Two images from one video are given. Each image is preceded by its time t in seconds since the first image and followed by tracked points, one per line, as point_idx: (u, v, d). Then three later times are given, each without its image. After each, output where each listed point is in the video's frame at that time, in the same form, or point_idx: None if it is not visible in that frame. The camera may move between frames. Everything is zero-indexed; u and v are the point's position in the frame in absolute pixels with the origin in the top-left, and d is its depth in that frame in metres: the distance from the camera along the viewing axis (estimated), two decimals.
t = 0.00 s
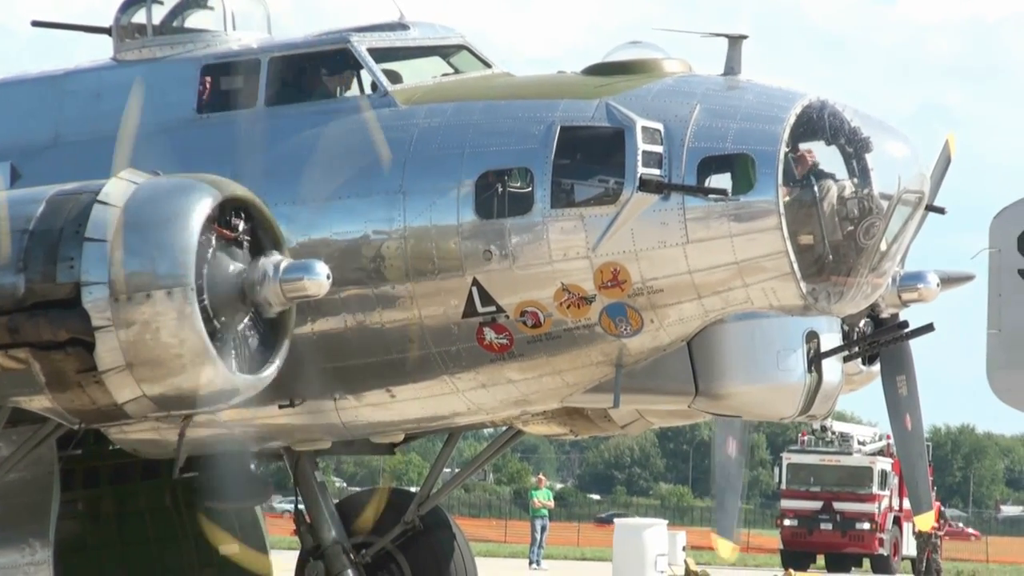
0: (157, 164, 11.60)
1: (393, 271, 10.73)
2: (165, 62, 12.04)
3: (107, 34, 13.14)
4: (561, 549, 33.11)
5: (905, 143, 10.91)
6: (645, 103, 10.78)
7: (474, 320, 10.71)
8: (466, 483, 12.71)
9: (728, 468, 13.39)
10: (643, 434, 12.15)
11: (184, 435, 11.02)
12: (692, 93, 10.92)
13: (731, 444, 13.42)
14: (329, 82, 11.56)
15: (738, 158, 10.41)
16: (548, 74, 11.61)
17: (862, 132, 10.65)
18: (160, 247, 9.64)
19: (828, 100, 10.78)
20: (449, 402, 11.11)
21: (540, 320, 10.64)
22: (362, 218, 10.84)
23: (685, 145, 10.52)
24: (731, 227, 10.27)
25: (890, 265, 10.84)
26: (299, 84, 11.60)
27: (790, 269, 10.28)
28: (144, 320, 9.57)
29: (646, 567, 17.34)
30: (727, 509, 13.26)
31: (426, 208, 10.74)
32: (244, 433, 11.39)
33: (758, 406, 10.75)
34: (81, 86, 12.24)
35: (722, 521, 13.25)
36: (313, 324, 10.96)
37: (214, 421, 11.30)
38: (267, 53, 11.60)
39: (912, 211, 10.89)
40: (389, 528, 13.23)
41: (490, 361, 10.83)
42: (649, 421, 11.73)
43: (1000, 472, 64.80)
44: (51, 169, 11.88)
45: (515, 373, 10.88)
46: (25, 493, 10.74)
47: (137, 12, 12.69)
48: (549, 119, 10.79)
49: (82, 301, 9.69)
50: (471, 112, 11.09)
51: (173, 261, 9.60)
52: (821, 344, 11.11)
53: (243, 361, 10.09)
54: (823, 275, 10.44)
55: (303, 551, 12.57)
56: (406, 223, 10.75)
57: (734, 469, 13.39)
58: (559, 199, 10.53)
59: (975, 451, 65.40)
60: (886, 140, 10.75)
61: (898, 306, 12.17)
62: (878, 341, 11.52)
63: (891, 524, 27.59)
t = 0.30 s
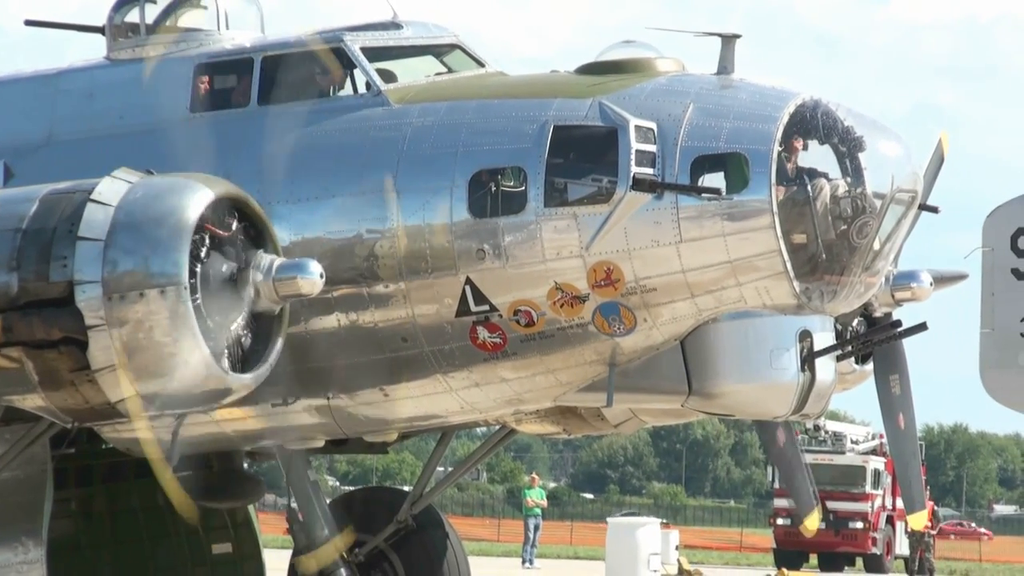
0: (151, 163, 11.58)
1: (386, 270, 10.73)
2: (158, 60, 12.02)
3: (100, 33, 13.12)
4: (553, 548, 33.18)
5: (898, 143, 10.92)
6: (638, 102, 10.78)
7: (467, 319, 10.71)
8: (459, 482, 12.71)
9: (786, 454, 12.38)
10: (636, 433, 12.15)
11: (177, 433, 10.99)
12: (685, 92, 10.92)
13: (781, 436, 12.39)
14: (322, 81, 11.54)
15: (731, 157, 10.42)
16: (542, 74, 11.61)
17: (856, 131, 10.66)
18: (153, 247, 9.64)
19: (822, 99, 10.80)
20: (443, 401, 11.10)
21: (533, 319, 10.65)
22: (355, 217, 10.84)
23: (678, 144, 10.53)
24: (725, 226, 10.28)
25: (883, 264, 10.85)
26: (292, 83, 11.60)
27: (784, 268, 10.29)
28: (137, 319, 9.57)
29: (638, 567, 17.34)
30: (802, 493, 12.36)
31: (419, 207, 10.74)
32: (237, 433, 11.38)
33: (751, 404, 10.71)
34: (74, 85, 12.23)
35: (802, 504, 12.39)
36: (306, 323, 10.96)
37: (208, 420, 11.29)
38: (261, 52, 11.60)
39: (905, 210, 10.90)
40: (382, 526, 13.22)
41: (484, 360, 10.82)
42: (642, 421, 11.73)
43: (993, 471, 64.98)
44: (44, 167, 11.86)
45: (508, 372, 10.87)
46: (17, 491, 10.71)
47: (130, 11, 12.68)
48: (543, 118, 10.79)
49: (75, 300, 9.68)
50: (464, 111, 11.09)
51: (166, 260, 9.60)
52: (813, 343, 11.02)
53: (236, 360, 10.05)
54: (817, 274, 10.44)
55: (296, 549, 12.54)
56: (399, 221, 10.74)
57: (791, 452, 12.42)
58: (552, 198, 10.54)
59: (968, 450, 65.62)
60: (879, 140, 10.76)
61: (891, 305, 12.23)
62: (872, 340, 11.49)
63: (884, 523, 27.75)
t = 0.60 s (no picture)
0: (146, 162, 11.60)
1: (382, 269, 10.74)
2: (154, 59, 12.03)
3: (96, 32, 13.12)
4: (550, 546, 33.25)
5: (895, 141, 10.91)
6: (633, 100, 10.79)
7: (463, 318, 10.71)
8: (455, 482, 12.72)
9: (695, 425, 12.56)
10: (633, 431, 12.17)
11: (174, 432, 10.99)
12: (681, 91, 10.93)
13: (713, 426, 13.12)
14: (319, 80, 11.59)
15: (727, 156, 10.43)
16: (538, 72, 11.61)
17: (851, 130, 10.65)
18: (149, 245, 9.64)
19: (817, 98, 10.80)
20: (439, 399, 11.11)
21: (529, 318, 10.65)
22: (351, 216, 10.85)
23: (674, 142, 10.54)
24: (721, 225, 10.30)
25: (879, 263, 10.85)
26: (288, 82, 11.60)
27: (780, 267, 10.30)
28: (134, 318, 9.57)
29: (636, 566, 17.35)
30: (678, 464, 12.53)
31: (415, 206, 10.74)
32: (233, 431, 11.39)
33: (746, 405, 10.80)
34: (70, 84, 12.23)
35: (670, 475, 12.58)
36: (302, 322, 10.97)
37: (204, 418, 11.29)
38: (257, 51, 11.61)
39: (902, 209, 10.89)
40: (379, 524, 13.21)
41: (480, 359, 10.83)
42: (639, 419, 11.76)
43: (989, 469, 65.08)
44: (40, 166, 11.88)
45: (504, 371, 10.88)
46: (14, 490, 10.72)
47: (126, 9, 12.67)
48: (539, 117, 10.80)
49: (71, 298, 9.69)
50: (460, 110, 11.09)
51: (163, 259, 9.60)
52: (809, 342, 11.15)
53: (231, 358, 10.08)
54: (813, 273, 10.44)
55: (293, 548, 12.64)
56: (395, 220, 10.76)
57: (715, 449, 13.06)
58: (548, 197, 10.54)
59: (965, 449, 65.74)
60: (875, 138, 10.75)
61: (888, 304, 12.21)
62: (868, 339, 11.51)
63: (880, 522, 27.85)
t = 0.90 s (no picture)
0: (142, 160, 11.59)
1: (378, 268, 10.73)
2: (150, 58, 12.02)
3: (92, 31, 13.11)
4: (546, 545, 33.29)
5: (891, 140, 10.90)
6: (629, 99, 10.79)
7: (459, 316, 10.72)
8: (451, 480, 12.72)
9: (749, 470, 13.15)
10: (628, 430, 12.15)
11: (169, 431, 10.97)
12: (678, 89, 10.93)
13: (748, 450, 13.17)
14: (315, 79, 11.56)
15: (723, 155, 10.43)
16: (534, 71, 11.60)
17: (848, 129, 10.63)
18: (145, 244, 9.64)
19: (814, 96, 10.78)
20: (435, 398, 11.10)
21: (525, 317, 10.65)
22: (348, 215, 10.85)
23: (670, 141, 10.54)
24: (717, 223, 10.29)
25: (875, 262, 10.84)
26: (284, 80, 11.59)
27: (776, 266, 10.30)
28: (129, 317, 9.56)
29: (631, 565, 17.35)
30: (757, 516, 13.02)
31: (411, 204, 10.74)
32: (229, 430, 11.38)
33: (740, 404, 10.80)
34: (67, 83, 12.22)
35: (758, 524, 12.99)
36: (298, 321, 10.97)
37: (200, 417, 11.28)
38: (253, 49, 11.60)
39: (897, 207, 10.89)
40: (373, 522, 13.22)
41: (476, 358, 10.82)
42: (635, 418, 11.76)
43: (985, 468, 65.18)
44: (35, 165, 11.87)
45: (500, 370, 10.88)
46: (9, 489, 10.70)
47: (122, 8, 12.66)
48: (535, 115, 10.80)
49: (67, 297, 9.68)
50: (456, 108, 11.09)
51: (159, 258, 9.60)
52: (805, 341, 11.14)
53: (227, 357, 10.01)
54: (809, 272, 10.46)
55: (288, 546, 12.60)
56: (391, 219, 10.75)
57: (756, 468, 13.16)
58: (544, 196, 10.54)
59: (961, 448, 65.91)
60: (871, 137, 10.73)
61: (883, 303, 12.23)
62: (865, 338, 11.56)
63: (876, 520, 27.92)
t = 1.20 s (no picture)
0: (141, 159, 11.59)
1: (377, 267, 10.73)
2: (148, 58, 12.01)
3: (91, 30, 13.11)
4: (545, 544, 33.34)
5: (890, 140, 10.90)
6: (627, 98, 10.78)
7: (458, 316, 10.71)
8: (450, 479, 12.72)
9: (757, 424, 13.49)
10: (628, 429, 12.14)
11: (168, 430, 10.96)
12: (676, 88, 10.93)
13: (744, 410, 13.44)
14: (313, 78, 11.55)
15: (722, 154, 10.43)
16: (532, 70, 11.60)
17: (846, 128, 10.63)
18: (144, 243, 9.63)
19: (812, 95, 10.79)
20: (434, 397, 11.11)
21: (524, 316, 10.64)
22: (346, 214, 10.85)
23: (669, 140, 10.53)
24: (716, 222, 10.30)
25: (874, 261, 10.83)
26: (282, 79, 11.59)
27: (775, 264, 10.31)
28: (128, 316, 9.56)
29: (631, 564, 17.35)
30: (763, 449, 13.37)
31: (410, 204, 10.74)
32: (229, 430, 11.38)
33: (739, 403, 10.77)
34: (65, 82, 12.20)
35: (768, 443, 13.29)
36: (297, 320, 10.96)
37: (199, 417, 11.29)
38: (252, 49, 11.60)
39: (896, 206, 10.89)
40: (372, 521, 13.20)
41: (475, 357, 10.83)
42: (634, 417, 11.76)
43: (984, 467, 65.30)
44: (34, 165, 11.87)
45: (499, 369, 10.88)
46: (8, 489, 10.70)
47: (121, 8, 12.65)
48: (533, 114, 10.79)
49: (66, 296, 9.68)
50: (455, 107, 11.09)
51: (157, 257, 9.59)
52: (804, 339, 11.06)
53: (227, 356, 10.09)
54: (808, 271, 10.45)
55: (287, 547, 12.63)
56: (390, 218, 10.75)
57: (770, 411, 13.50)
58: (543, 195, 10.55)
59: (960, 447, 66.03)
60: (869, 135, 10.73)
61: (882, 302, 12.23)
62: (864, 337, 11.52)
63: (875, 519, 27.98)
